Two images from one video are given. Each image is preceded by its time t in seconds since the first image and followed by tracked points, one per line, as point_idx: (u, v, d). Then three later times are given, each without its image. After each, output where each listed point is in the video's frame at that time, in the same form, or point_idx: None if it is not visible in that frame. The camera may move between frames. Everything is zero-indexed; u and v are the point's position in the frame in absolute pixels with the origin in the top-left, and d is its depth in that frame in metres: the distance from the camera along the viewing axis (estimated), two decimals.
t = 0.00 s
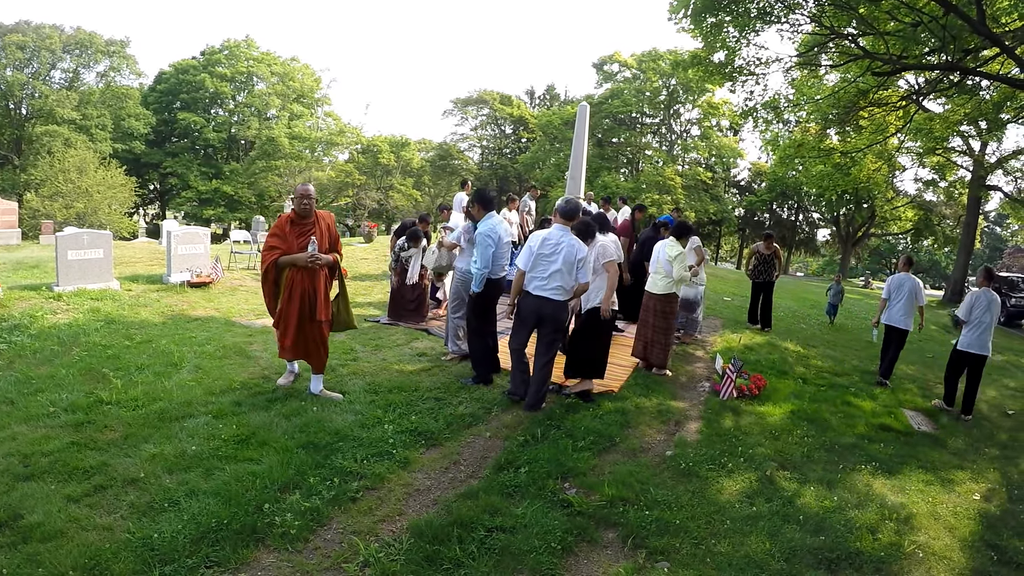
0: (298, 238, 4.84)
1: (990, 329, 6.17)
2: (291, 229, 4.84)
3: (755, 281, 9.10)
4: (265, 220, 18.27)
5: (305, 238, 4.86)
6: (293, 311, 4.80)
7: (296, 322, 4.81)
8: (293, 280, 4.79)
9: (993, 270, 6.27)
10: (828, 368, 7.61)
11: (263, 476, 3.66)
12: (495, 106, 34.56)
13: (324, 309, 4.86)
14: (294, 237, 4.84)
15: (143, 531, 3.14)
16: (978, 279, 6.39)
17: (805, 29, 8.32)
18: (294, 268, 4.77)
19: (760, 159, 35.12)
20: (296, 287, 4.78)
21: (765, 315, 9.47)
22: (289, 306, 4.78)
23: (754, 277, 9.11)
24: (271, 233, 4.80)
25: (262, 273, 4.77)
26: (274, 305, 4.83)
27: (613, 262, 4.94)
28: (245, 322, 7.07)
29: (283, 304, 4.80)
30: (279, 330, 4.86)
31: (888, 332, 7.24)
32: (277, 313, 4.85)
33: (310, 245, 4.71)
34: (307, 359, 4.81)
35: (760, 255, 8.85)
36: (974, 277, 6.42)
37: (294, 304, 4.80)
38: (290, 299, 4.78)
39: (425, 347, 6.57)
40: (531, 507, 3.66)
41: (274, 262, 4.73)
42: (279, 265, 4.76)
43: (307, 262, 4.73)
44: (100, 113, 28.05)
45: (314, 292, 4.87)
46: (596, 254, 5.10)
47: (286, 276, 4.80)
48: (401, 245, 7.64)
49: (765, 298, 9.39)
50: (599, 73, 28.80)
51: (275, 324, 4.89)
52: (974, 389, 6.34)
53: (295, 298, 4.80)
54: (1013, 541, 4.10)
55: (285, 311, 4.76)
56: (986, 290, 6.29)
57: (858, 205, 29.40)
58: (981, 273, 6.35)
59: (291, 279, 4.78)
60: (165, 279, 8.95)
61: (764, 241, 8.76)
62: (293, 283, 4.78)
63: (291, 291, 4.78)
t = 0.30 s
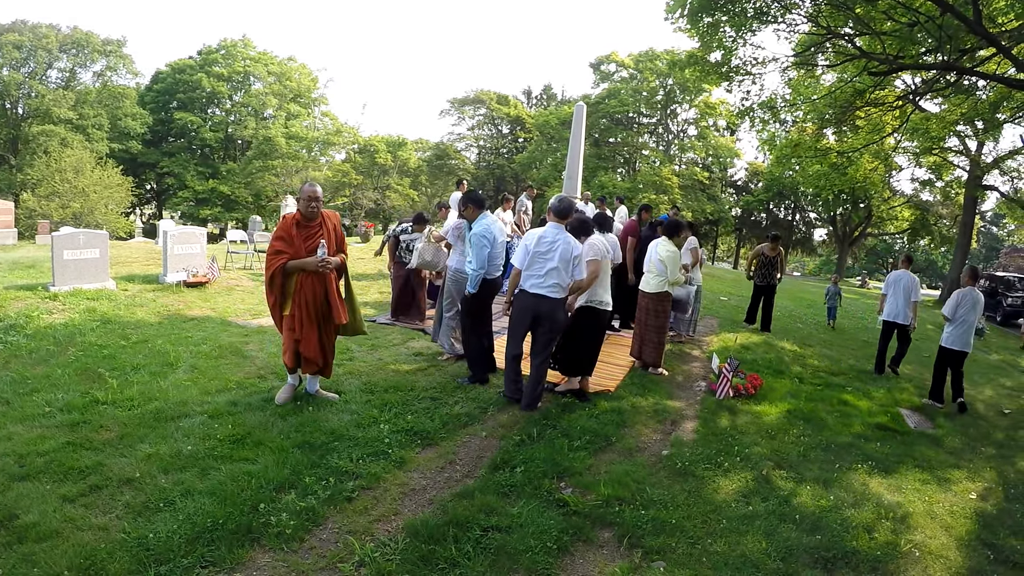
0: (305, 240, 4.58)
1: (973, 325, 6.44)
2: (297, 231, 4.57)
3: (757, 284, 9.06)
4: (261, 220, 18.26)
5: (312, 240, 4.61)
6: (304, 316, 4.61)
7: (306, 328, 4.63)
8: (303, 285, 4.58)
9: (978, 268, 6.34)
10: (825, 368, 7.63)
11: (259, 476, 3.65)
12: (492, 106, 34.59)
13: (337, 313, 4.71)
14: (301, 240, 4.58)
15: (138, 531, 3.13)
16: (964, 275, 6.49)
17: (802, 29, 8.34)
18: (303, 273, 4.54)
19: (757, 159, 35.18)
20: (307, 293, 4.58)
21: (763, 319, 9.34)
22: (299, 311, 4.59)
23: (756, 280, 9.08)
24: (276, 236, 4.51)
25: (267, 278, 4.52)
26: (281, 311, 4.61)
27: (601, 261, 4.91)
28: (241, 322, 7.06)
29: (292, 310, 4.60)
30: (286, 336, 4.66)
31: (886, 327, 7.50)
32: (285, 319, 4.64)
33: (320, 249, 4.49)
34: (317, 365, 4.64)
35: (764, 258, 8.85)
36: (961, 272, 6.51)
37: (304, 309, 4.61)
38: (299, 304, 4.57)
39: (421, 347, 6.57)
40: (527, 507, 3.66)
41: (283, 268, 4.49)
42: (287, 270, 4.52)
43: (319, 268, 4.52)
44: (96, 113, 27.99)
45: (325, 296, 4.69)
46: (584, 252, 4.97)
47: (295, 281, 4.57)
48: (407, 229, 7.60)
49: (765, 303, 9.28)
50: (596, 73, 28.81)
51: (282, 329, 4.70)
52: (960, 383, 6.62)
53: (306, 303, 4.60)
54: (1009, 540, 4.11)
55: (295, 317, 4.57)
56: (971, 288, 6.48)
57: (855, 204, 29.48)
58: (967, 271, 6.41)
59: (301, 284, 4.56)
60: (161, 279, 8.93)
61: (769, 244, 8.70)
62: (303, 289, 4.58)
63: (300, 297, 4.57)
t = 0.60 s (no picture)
0: (301, 248, 4.31)
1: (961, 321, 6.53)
2: (292, 239, 4.28)
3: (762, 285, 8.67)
4: (257, 220, 18.26)
5: (307, 247, 4.35)
6: (307, 325, 4.37)
7: (309, 338, 4.40)
8: (302, 295, 4.32)
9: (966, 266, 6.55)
10: (821, 367, 7.64)
11: (253, 476, 3.64)
12: (488, 106, 34.64)
13: (338, 320, 4.54)
14: (297, 248, 4.31)
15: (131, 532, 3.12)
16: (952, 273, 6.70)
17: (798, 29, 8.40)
18: (303, 282, 4.28)
19: (753, 159, 35.28)
20: (308, 303, 4.34)
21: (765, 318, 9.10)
22: (302, 321, 4.34)
23: (762, 281, 8.66)
24: (270, 245, 4.21)
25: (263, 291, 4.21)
26: (280, 324, 4.34)
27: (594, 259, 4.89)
28: (236, 321, 7.04)
29: (294, 320, 4.34)
30: (287, 350, 4.38)
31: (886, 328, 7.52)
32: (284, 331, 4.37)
33: (320, 256, 4.25)
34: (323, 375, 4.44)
35: (768, 259, 8.42)
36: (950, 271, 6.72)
37: (307, 319, 4.36)
38: (301, 314, 4.32)
39: (416, 347, 6.55)
40: (522, 506, 3.65)
41: (281, 279, 4.20)
42: (285, 281, 4.24)
43: (320, 276, 4.27)
44: (92, 113, 27.95)
45: (325, 304, 4.48)
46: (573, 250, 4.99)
47: (293, 292, 4.31)
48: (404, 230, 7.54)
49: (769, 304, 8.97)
50: (592, 73, 28.86)
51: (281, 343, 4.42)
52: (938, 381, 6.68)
53: (307, 313, 4.36)
54: (1005, 538, 4.11)
55: (298, 328, 4.32)
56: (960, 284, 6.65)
57: (851, 204, 29.55)
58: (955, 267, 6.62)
59: (302, 294, 4.31)
60: (156, 279, 8.92)
61: (774, 244, 8.30)
62: (304, 299, 4.33)
63: (301, 308, 4.31)
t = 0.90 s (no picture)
0: (290, 249, 4.18)
1: (950, 317, 6.74)
2: (281, 239, 4.16)
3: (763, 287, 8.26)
4: (251, 220, 18.25)
5: (296, 248, 4.22)
6: (296, 332, 4.20)
7: (298, 345, 4.22)
8: (291, 299, 4.18)
9: (955, 264, 6.87)
10: (815, 366, 7.65)
11: (245, 476, 3.64)
12: (483, 106, 34.69)
13: (329, 326, 4.37)
14: (286, 249, 4.18)
15: (123, 532, 3.11)
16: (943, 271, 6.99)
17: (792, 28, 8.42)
18: (291, 284, 4.14)
19: (748, 159, 35.37)
20: (297, 308, 4.18)
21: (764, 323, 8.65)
22: (291, 327, 4.18)
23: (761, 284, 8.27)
24: (257, 246, 4.08)
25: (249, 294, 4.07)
26: (267, 329, 4.18)
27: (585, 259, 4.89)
28: (229, 322, 7.04)
29: (282, 326, 4.18)
30: (275, 357, 4.21)
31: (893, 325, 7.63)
32: (272, 337, 4.21)
33: (309, 257, 4.12)
34: (311, 384, 4.25)
35: (768, 260, 8.15)
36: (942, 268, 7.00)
37: (295, 324, 4.19)
38: (289, 320, 4.16)
39: (409, 347, 6.54)
40: (514, 506, 3.64)
41: (268, 281, 4.06)
42: (273, 283, 4.10)
43: (309, 279, 4.13)
44: (86, 112, 27.90)
45: (315, 308, 4.33)
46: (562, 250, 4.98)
47: (281, 295, 4.16)
48: (400, 228, 7.51)
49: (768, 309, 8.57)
50: (586, 73, 28.89)
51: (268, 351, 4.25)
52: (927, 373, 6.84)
53: (296, 318, 4.20)
54: (999, 537, 4.11)
55: (286, 334, 4.15)
56: (949, 282, 6.89)
57: (845, 203, 29.61)
58: (945, 265, 6.95)
59: (290, 297, 4.16)
60: (150, 279, 8.90)
61: (776, 245, 8.12)
62: (292, 303, 4.18)
63: (289, 312, 4.16)
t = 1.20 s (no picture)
0: (282, 252, 4.00)
1: (936, 312, 6.83)
2: (272, 241, 3.99)
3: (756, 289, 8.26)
4: (242, 220, 18.23)
5: (289, 251, 4.04)
6: (285, 339, 4.00)
7: (287, 353, 4.02)
8: (281, 305, 4.00)
9: (943, 260, 7.03)
10: (805, 364, 7.67)
11: (232, 476, 3.63)
12: (475, 105, 34.77)
13: (321, 335, 4.18)
14: (277, 252, 4.01)
15: (110, 534, 3.10)
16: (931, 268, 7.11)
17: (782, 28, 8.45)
18: (281, 289, 3.96)
19: (739, 158, 35.48)
20: (287, 314, 4.00)
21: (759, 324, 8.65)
22: (281, 334, 3.99)
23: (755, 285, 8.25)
24: (246, 248, 3.91)
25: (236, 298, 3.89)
26: (256, 335, 3.99)
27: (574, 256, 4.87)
28: (219, 322, 7.03)
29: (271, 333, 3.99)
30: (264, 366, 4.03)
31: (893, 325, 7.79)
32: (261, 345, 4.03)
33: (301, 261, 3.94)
34: (301, 396, 4.03)
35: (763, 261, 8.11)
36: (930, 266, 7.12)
37: (285, 332, 4.00)
38: (279, 326, 3.98)
39: (399, 347, 6.53)
40: (503, 506, 3.65)
41: (257, 285, 3.90)
42: (263, 288, 3.94)
43: (300, 284, 3.96)
44: (77, 112, 27.80)
45: (307, 315, 4.14)
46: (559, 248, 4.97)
47: (271, 301, 3.99)
48: (403, 229, 7.22)
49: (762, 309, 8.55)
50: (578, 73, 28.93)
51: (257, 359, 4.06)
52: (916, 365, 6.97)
53: (286, 324, 4.01)
54: (989, 535, 4.13)
55: (274, 341, 3.96)
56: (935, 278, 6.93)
57: (836, 203, 29.73)
58: (932, 262, 7.13)
59: (280, 303, 3.98)
60: (139, 279, 8.88)
61: (772, 246, 8.08)
62: (282, 309, 3.99)
63: (279, 318, 3.98)
